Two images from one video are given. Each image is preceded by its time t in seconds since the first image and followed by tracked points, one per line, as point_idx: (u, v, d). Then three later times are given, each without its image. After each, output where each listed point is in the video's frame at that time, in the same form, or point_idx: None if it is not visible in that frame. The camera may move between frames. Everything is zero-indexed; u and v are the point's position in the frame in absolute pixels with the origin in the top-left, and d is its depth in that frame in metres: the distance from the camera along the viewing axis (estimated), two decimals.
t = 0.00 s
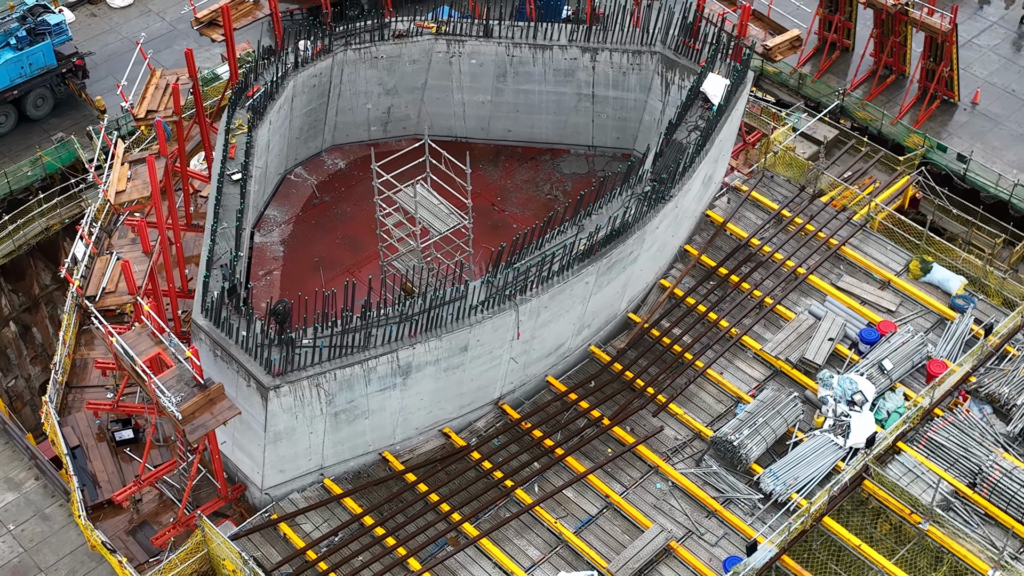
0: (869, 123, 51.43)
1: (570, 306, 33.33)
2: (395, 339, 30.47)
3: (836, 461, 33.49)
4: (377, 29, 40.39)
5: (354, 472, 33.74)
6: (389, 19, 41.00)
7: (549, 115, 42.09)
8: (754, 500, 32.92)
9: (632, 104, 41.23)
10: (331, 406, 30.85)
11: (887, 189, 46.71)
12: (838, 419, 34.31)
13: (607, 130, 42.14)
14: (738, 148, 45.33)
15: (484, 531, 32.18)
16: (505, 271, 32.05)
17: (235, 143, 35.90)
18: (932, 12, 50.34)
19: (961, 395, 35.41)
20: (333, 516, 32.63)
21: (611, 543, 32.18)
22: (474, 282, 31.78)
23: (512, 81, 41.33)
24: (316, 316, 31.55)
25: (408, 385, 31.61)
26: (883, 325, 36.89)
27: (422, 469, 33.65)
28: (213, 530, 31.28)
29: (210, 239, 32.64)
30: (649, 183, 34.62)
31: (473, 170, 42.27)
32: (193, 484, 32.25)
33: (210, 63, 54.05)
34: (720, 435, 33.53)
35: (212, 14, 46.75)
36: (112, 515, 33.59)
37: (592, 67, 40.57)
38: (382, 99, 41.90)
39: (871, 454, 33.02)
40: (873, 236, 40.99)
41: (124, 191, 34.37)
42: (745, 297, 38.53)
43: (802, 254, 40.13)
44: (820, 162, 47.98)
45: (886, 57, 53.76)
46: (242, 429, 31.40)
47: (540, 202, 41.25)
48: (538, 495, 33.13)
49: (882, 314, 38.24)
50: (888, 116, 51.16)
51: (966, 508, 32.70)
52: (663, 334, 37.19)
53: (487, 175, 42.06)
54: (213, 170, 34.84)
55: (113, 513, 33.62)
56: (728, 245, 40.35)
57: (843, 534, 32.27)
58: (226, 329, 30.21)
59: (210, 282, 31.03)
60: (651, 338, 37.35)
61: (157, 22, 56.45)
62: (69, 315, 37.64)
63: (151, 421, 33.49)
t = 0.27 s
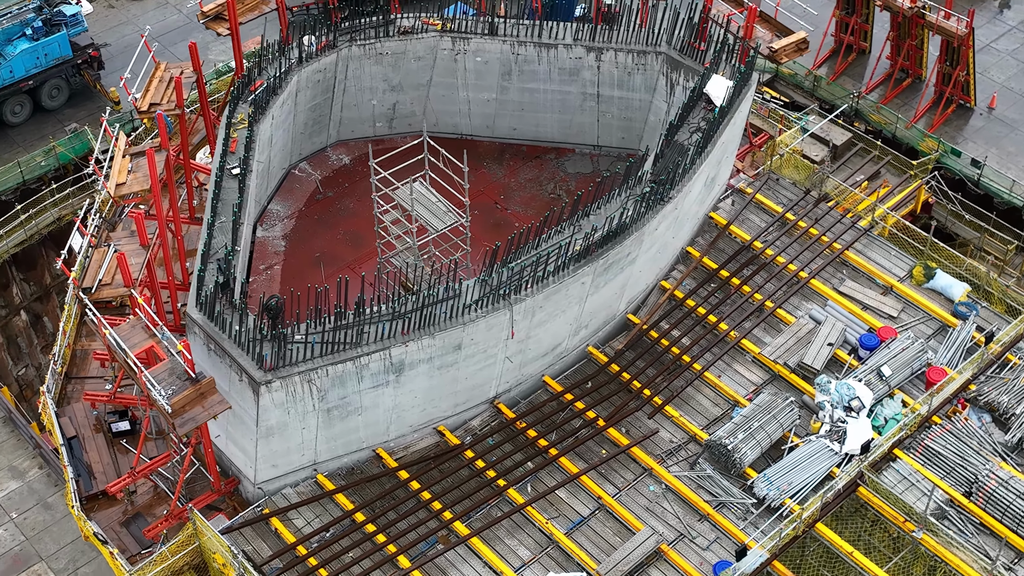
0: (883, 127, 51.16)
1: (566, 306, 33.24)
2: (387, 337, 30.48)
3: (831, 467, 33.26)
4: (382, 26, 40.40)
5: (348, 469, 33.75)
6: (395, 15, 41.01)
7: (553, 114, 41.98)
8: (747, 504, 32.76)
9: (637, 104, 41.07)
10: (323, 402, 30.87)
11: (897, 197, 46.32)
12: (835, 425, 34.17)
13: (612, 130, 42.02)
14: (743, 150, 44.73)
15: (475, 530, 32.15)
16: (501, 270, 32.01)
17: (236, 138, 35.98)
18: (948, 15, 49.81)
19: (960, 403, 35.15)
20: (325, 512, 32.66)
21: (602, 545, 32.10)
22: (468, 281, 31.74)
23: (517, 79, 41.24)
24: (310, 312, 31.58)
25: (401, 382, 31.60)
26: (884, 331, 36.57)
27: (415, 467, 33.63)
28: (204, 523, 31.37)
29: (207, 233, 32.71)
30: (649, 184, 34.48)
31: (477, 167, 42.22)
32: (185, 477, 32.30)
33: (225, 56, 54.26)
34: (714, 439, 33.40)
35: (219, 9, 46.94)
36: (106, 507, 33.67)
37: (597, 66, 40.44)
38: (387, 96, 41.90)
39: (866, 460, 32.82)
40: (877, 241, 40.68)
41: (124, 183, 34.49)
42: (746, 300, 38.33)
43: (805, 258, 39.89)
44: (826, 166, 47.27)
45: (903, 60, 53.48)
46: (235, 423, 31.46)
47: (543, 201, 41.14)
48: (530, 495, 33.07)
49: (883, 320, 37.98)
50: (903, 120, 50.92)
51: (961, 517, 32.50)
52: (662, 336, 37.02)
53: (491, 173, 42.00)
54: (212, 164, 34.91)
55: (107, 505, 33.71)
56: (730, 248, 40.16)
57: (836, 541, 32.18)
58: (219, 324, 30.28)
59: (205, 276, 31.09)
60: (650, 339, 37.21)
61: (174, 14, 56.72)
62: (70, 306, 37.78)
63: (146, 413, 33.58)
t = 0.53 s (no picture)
0: (893, 131, 51.01)
1: (559, 305, 33.24)
2: (377, 333, 30.57)
3: (822, 471, 33.14)
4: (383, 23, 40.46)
5: (338, 463, 33.83)
6: (398, 12, 41.08)
7: (555, 113, 41.97)
8: (736, 507, 32.70)
9: (638, 104, 41.03)
10: (312, 396, 30.97)
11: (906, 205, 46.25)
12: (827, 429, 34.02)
13: (614, 130, 41.99)
14: (746, 152, 44.37)
15: (462, 528, 32.19)
16: (493, 268, 32.07)
17: (235, 132, 36.11)
18: (960, 20, 49.79)
19: (954, 409, 34.98)
20: (314, 506, 32.76)
21: (589, 545, 32.10)
22: (460, 279, 31.80)
23: (518, 77, 41.24)
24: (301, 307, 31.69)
25: (391, 378, 31.67)
26: (880, 335, 36.45)
27: (406, 463, 33.70)
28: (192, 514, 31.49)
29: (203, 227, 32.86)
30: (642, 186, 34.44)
31: (478, 165, 42.23)
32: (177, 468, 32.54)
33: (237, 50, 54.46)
34: (705, 441, 33.35)
35: (222, 3, 47.29)
36: (97, 497, 33.99)
37: (598, 66, 40.41)
38: (389, 92, 41.98)
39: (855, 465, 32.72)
40: (876, 245, 40.47)
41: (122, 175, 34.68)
42: (742, 303, 38.20)
43: (804, 262, 39.73)
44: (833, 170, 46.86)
45: (916, 64, 53.22)
46: (226, 416, 31.60)
47: (543, 200, 41.12)
48: (519, 494, 33.09)
49: (880, 325, 37.83)
50: (914, 124, 50.74)
51: (951, 525, 32.38)
52: (657, 336, 36.93)
53: (492, 171, 42.01)
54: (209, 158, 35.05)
55: (98, 495, 34.02)
56: (729, 250, 40.03)
57: (823, 546, 32.12)
58: (210, 317, 30.45)
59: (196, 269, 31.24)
60: (644, 340, 37.16)
61: (188, 8, 56.97)
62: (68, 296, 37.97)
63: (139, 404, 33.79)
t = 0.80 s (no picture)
0: (903, 135, 50.81)
1: (549, 303, 33.33)
2: (365, 327, 30.70)
3: (811, 474, 33.08)
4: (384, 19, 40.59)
5: (327, 457, 33.94)
6: (399, 9, 41.20)
7: (555, 111, 42.01)
8: (723, 509, 32.70)
9: (638, 104, 41.04)
10: (300, 389, 31.10)
11: (912, 208, 45.98)
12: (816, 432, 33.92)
13: (614, 129, 42.01)
14: (746, 154, 44.26)
15: (447, 523, 32.27)
16: (482, 265, 32.15)
17: (232, 125, 36.29)
18: (971, 25, 49.47)
19: (945, 414, 34.85)
20: (301, 498, 32.89)
21: (574, 543, 32.14)
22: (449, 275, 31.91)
23: (518, 75, 41.30)
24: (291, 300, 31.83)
25: (379, 372, 31.80)
26: (873, 339, 36.36)
27: (394, 458, 33.80)
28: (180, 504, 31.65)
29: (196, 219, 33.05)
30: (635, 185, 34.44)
31: (478, 162, 42.29)
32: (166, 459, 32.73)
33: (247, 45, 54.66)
34: (693, 441, 33.34)
35: None
36: (88, 485, 34.30)
37: (598, 64, 40.44)
38: (390, 88, 42.11)
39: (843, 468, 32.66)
40: (873, 249, 40.32)
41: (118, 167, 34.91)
42: (737, 304, 38.13)
43: (800, 264, 39.63)
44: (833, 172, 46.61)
45: (927, 68, 52.97)
46: (214, 407, 31.77)
47: (542, 198, 41.16)
48: (506, 490, 33.16)
49: (875, 329, 37.73)
50: (922, 129, 50.60)
51: (938, 530, 32.28)
52: (650, 336, 36.93)
53: (492, 169, 42.07)
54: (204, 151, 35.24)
55: (90, 484, 34.29)
56: (725, 251, 39.96)
57: (809, 548, 32.08)
58: (199, 308, 30.63)
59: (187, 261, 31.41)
60: (637, 340, 37.15)
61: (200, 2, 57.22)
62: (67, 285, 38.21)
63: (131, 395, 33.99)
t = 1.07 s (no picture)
0: (911, 139, 50.33)
1: (539, 299, 33.51)
2: (353, 320, 30.90)
3: (799, 475, 33.04)
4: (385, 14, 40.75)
5: (317, 449, 34.09)
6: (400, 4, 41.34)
7: (555, 109, 42.08)
8: (709, 508, 32.72)
9: (637, 103, 41.07)
10: (289, 380, 31.27)
11: (919, 212, 45.62)
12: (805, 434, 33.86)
13: (614, 128, 42.04)
14: (746, 154, 44.19)
15: (433, 517, 32.39)
16: (472, 260, 32.31)
17: (230, 118, 36.50)
18: (982, 29, 49.30)
19: (936, 418, 34.78)
20: (290, 489, 33.07)
21: (559, 539, 32.23)
22: (439, 270, 32.06)
23: (519, 72, 41.38)
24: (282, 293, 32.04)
25: (368, 366, 31.97)
26: (866, 342, 36.32)
27: (383, 451, 33.94)
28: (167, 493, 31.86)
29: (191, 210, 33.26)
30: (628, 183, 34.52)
31: (478, 159, 42.38)
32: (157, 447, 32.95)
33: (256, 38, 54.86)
34: (681, 440, 33.37)
35: None
36: (80, 473, 34.54)
37: (598, 63, 40.49)
38: (391, 84, 42.26)
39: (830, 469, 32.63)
40: (870, 251, 40.18)
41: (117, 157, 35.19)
42: (731, 305, 38.10)
43: (797, 265, 39.54)
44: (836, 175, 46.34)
45: (938, 72, 52.71)
46: (204, 397, 31.99)
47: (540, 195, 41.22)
48: (493, 486, 33.26)
49: (869, 331, 37.67)
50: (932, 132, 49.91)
51: (925, 533, 32.24)
52: (643, 335, 36.96)
53: (491, 165, 42.16)
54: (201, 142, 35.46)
55: (82, 471, 34.56)
56: (722, 251, 39.90)
57: (793, 549, 32.09)
58: (190, 298, 30.86)
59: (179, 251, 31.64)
60: (630, 338, 37.18)
61: None
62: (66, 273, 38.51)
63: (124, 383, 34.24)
